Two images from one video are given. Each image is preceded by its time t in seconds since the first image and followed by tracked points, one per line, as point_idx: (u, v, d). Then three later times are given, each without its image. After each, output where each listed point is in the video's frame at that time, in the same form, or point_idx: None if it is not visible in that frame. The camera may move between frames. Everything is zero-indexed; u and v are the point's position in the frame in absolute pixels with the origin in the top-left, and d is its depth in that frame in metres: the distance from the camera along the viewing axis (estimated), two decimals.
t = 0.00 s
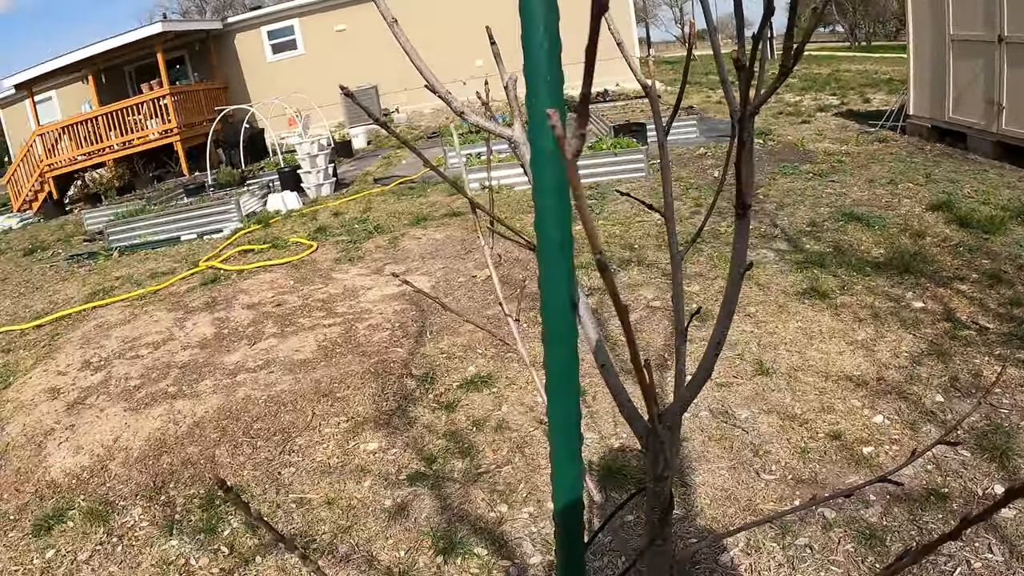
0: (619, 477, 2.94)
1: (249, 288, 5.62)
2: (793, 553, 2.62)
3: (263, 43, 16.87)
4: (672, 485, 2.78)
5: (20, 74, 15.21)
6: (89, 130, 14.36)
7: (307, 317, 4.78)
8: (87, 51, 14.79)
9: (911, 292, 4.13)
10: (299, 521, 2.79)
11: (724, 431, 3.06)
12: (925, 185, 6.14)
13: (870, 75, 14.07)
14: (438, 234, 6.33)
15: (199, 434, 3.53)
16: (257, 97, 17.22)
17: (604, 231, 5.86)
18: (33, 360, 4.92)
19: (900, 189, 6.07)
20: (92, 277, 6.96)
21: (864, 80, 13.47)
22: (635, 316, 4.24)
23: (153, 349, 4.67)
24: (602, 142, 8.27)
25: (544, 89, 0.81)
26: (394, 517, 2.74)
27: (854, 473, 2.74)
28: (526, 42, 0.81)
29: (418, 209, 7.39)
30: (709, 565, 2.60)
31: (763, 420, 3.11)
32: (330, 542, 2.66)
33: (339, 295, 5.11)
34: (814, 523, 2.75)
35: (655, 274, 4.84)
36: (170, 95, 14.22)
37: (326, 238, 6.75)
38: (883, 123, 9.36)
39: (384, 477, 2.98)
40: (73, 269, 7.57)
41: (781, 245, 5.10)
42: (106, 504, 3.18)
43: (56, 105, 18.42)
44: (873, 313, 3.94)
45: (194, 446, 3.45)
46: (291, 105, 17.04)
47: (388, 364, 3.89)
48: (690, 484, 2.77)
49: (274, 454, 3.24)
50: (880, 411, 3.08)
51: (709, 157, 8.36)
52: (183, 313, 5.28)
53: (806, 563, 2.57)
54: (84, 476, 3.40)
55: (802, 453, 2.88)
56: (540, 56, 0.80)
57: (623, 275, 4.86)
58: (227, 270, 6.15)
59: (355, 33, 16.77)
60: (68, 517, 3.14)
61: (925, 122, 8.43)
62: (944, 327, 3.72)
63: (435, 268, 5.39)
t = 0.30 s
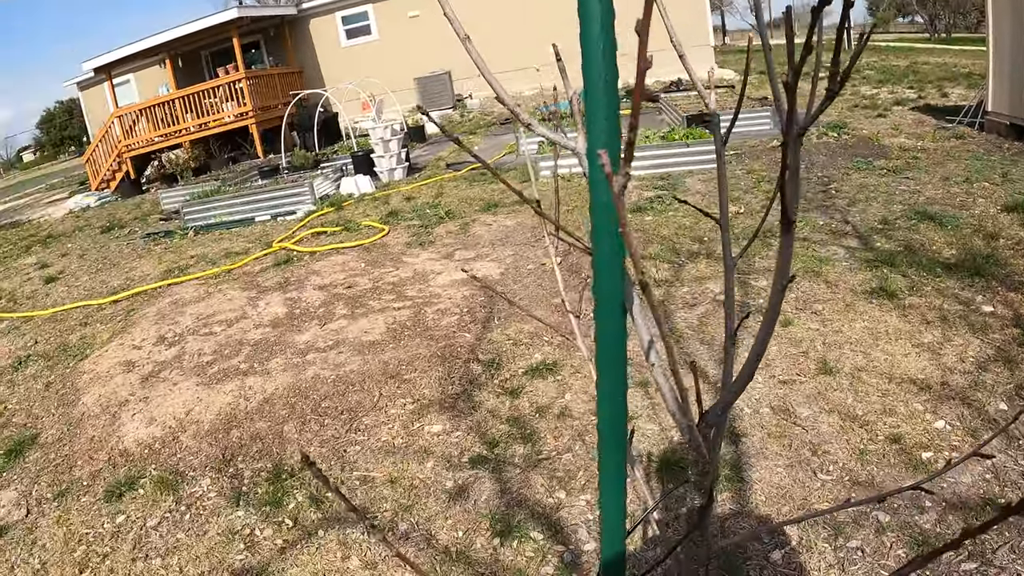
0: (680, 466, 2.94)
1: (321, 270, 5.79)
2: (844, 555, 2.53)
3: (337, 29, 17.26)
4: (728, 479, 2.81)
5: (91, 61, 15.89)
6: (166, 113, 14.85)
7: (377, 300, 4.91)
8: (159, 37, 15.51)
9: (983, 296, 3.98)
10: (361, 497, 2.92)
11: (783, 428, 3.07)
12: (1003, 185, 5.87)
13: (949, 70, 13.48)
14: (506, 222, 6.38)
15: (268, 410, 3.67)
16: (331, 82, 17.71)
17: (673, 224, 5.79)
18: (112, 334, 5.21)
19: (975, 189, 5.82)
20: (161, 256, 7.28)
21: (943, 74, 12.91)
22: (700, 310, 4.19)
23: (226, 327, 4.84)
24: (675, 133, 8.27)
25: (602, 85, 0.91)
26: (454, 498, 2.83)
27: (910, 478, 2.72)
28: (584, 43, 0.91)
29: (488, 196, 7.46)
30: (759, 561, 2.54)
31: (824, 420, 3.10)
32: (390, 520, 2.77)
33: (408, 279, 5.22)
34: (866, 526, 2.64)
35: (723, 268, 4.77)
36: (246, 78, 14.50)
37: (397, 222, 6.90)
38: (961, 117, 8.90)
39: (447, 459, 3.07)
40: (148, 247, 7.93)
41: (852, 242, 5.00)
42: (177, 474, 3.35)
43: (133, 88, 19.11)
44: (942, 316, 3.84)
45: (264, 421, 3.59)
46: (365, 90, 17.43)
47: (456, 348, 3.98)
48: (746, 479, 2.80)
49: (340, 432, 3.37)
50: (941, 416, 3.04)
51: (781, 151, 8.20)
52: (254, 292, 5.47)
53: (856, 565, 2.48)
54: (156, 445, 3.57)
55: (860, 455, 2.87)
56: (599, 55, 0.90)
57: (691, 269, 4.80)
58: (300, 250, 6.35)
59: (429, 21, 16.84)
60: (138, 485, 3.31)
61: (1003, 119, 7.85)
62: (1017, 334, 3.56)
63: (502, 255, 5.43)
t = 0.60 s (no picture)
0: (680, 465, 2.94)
1: (326, 270, 5.82)
2: (842, 555, 2.52)
3: (342, 29, 17.28)
4: (728, 480, 2.81)
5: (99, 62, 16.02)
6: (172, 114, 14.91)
7: (381, 300, 4.93)
8: (161, 40, 15.62)
9: (985, 296, 3.97)
10: (364, 497, 2.93)
11: (783, 428, 3.08)
12: (1007, 183, 5.84)
13: (956, 67, 13.40)
14: (509, 222, 6.39)
15: (272, 410, 3.69)
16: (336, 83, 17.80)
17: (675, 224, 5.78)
18: (117, 335, 5.26)
19: (979, 188, 5.79)
20: (167, 257, 7.34)
21: (950, 71, 12.83)
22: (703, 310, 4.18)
23: (231, 328, 4.88)
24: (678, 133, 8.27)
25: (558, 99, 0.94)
26: (454, 498, 2.84)
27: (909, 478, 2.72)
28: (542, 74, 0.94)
29: (491, 196, 7.48)
30: (755, 560, 2.53)
31: (823, 420, 3.10)
32: (391, 519, 2.78)
33: (411, 280, 5.24)
34: (864, 526, 2.64)
35: (724, 267, 4.76)
36: (251, 79, 14.51)
37: (402, 223, 6.93)
38: (965, 115, 8.85)
39: (448, 458, 3.09)
40: (156, 248, 7.99)
41: (854, 241, 4.99)
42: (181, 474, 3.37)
43: (140, 89, 19.21)
44: (944, 315, 3.83)
45: (268, 421, 3.60)
46: (371, 90, 17.51)
47: (457, 349, 4.00)
48: (745, 479, 2.80)
49: (342, 432, 3.39)
50: (940, 416, 3.04)
51: (785, 149, 8.18)
52: (259, 293, 5.50)
53: (855, 565, 2.48)
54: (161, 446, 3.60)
55: (860, 455, 2.87)
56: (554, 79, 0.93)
57: (693, 269, 4.79)
58: (306, 251, 6.38)
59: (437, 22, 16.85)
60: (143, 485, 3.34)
61: (1009, 117, 7.80)
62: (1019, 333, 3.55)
63: (505, 255, 5.44)
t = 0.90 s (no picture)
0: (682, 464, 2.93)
1: (331, 270, 5.84)
2: (843, 554, 2.52)
3: (348, 29, 17.30)
4: (730, 479, 2.81)
5: (106, 63, 16.10)
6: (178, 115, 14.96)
7: (385, 300, 4.95)
8: (167, 41, 15.68)
9: (990, 294, 3.95)
10: (367, 496, 2.95)
11: (786, 427, 3.07)
12: (1013, 181, 5.80)
13: (962, 64, 13.34)
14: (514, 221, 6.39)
15: (276, 410, 3.71)
16: (342, 83, 17.87)
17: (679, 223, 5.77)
18: (123, 335, 5.29)
19: (985, 186, 5.76)
20: (174, 257, 7.39)
21: (956, 68, 12.78)
22: (707, 309, 4.17)
23: (236, 328, 4.90)
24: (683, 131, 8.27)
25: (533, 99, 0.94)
26: (457, 497, 2.85)
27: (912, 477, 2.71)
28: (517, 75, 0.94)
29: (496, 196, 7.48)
30: (757, 559, 2.52)
31: (826, 419, 3.10)
32: (394, 518, 2.80)
33: (416, 280, 5.25)
34: (866, 525, 2.64)
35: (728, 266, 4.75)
36: (257, 80, 14.54)
37: (407, 222, 6.94)
38: (972, 112, 8.80)
39: (451, 457, 3.10)
40: (163, 248, 8.04)
41: (858, 240, 4.97)
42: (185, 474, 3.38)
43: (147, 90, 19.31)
44: (948, 314, 3.81)
45: (273, 420, 3.61)
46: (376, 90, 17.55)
47: (461, 348, 4.01)
48: (747, 478, 2.80)
49: (345, 431, 3.41)
50: (944, 415, 3.03)
51: (791, 148, 8.15)
52: (264, 293, 5.53)
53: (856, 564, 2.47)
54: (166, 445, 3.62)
55: (863, 454, 2.86)
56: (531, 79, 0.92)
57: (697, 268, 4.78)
58: (311, 251, 6.41)
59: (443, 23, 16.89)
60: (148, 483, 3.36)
61: (1016, 114, 7.76)
62: None
63: (509, 255, 5.44)
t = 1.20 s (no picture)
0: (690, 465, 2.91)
1: (338, 270, 5.86)
2: (851, 553, 2.51)
3: (355, 30, 17.33)
4: (738, 478, 2.81)
5: (113, 65, 16.18)
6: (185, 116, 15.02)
7: (393, 299, 4.96)
8: (175, 42, 15.73)
9: (997, 293, 3.94)
10: (375, 495, 2.95)
11: (794, 426, 3.07)
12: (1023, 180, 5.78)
13: (970, 63, 13.29)
14: (522, 221, 6.40)
15: (284, 409, 3.72)
16: (349, 84, 17.90)
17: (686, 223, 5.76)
18: (131, 335, 5.31)
19: (993, 185, 5.74)
20: (181, 257, 7.41)
21: (964, 67, 12.73)
22: (714, 309, 4.17)
23: (244, 327, 4.92)
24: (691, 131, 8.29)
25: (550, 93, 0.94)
26: (465, 496, 2.86)
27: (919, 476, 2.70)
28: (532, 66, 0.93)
29: (503, 196, 7.50)
30: (765, 559, 2.52)
31: (834, 418, 3.09)
32: (402, 516, 2.81)
33: (424, 280, 5.25)
34: (874, 525, 2.63)
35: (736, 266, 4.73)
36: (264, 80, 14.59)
37: (414, 223, 6.95)
38: (979, 112, 8.77)
39: (459, 456, 3.11)
40: (170, 248, 8.07)
41: (865, 239, 4.97)
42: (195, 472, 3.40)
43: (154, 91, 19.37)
44: (956, 313, 3.80)
45: (281, 420, 3.62)
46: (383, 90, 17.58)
47: (469, 348, 4.01)
48: (755, 477, 2.80)
49: (354, 431, 3.42)
50: (952, 415, 3.02)
51: (798, 147, 8.14)
52: (272, 293, 5.54)
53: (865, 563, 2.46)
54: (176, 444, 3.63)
55: (871, 453, 2.86)
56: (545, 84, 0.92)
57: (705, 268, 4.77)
58: (318, 252, 6.42)
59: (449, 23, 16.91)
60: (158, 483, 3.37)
61: None
62: None
63: (517, 254, 5.44)
